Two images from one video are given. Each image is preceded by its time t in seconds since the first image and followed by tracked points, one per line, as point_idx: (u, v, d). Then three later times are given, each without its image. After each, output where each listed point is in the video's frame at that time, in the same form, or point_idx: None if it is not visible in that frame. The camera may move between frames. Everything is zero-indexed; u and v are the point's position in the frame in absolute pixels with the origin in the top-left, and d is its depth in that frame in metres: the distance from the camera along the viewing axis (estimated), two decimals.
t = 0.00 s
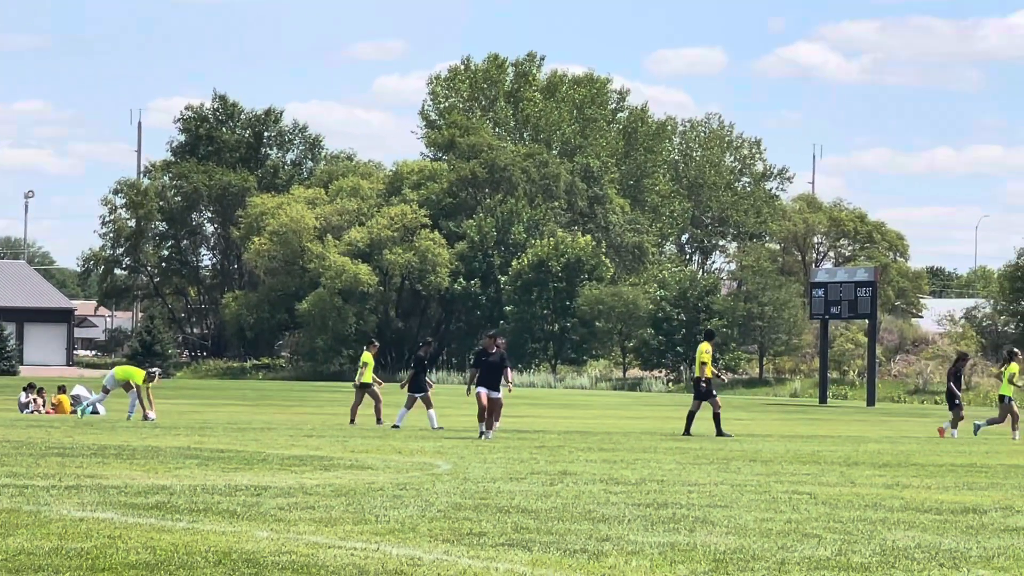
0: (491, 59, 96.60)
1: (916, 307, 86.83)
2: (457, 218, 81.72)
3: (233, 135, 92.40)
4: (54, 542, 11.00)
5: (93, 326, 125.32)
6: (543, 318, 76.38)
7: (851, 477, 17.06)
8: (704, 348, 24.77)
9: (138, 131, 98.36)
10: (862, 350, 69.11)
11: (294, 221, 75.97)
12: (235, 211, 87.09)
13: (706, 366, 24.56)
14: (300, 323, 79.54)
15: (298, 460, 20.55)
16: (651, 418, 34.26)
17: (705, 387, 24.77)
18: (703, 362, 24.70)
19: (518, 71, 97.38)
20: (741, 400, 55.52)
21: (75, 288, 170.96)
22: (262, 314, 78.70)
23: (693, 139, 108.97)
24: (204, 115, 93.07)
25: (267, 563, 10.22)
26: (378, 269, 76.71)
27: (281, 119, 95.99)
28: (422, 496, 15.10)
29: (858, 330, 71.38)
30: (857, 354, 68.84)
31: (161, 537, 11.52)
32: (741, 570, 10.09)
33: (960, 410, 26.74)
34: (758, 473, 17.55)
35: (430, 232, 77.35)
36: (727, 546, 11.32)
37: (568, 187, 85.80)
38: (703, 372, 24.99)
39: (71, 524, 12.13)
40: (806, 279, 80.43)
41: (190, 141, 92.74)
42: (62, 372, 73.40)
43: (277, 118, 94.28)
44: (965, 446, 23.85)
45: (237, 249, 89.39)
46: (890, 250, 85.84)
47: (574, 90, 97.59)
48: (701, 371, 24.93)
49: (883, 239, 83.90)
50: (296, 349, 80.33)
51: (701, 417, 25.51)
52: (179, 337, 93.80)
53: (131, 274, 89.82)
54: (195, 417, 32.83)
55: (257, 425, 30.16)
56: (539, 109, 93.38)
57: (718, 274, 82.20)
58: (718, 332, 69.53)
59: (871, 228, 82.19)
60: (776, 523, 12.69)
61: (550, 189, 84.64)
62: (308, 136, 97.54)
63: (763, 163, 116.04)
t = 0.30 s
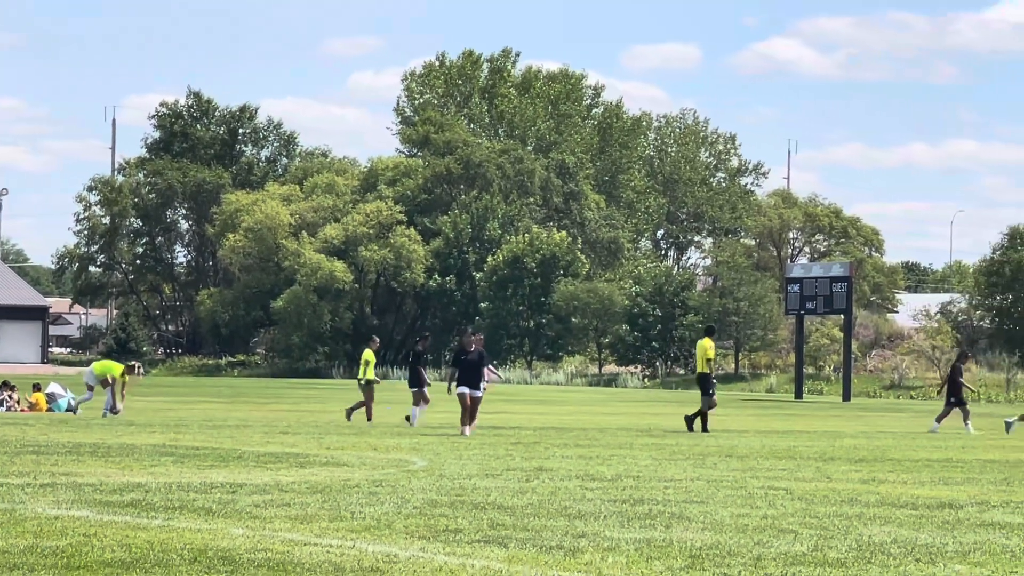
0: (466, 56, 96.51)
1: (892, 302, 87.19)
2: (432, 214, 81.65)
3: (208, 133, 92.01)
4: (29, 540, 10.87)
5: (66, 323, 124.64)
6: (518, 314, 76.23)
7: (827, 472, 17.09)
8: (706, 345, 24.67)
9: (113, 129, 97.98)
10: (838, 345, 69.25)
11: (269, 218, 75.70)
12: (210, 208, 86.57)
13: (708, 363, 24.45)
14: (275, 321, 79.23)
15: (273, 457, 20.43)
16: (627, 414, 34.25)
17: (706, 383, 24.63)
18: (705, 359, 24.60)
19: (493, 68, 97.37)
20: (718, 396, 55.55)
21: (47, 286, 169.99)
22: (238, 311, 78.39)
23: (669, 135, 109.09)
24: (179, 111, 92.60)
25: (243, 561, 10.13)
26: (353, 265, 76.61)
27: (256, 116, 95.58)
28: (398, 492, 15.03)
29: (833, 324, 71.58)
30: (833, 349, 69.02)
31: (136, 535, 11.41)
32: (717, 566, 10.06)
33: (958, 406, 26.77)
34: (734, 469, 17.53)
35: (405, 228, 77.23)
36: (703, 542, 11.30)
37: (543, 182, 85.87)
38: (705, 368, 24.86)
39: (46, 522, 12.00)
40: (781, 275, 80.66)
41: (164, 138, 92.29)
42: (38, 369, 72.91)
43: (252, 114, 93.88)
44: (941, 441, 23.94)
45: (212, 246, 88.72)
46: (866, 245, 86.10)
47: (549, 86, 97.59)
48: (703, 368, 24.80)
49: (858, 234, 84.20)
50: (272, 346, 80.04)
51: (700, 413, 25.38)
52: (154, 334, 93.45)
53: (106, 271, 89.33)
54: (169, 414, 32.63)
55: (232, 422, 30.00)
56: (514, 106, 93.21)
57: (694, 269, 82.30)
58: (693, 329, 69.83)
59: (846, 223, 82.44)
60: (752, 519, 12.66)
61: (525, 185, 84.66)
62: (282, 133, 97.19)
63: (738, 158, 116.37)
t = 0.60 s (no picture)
0: (448, 52, 96.44)
1: (875, 296, 87.45)
2: (416, 210, 81.53)
3: (191, 129, 91.67)
4: (13, 538, 10.80)
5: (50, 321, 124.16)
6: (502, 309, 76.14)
7: (811, 467, 17.11)
8: (717, 340, 24.51)
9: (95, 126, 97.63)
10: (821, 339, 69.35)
11: (252, 215, 75.50)
12: (193, 205, 86.23)
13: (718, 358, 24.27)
14: (258, 317, 79.01)
15: (256, 454, 20.36)
16: (612, 409, 34.26)
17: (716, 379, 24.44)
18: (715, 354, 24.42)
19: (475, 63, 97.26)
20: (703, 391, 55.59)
21: (31, 284, 169.35)
22: (221, 308, 78.11)
23: (652, 129, 109.19)
24: (162, 108, 92.25)
25: (229, 558, 10.07)
26: (337, 261, 76.51)
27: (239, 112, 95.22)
28: (383, 489, 14.99)
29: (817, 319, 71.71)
30: (816, 344, 69.10)
31: (122, 532, 11.36)
32: (701, 561, 10.05)
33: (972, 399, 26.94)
34: (718, 464, 17.52)
35: (389, 225, 77.10)
36: (688, 536, 11.29)
37: (526, 178, 85.85)
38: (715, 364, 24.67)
39: (31, 520, 11.94)
40: (765, 270, 80.81)
41: (148, 134, 91.96)
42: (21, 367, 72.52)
43: (235, 111, 93.53)
44: (926, 435, 24.00)
45: (195, 243, 88.29)
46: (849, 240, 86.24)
47: (531, 82, 97.49)
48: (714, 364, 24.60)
49: (842, 228, 84.38)
50: (255, 343, 79.83)
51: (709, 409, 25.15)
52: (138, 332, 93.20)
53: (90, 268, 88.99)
54: (152, 411, 32.52)
55: (217, 419, 29.92)
56: (496, 102, 93.12)
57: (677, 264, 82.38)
58: (678, 323, 69.78)
59: (829, 217, 82.58)
60: (737, 514, 12.66)
61: (508, 180, 84.64)
62: (265, 130, 96.91)
63: (721, 153, 116.50)
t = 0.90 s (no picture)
0: (439, 45, 96.48)
1: (867, 288, 87.54)
2: (407, 204, 81.51)
3: (181, 124, 91.47)
4: (6, 534, 10.78)
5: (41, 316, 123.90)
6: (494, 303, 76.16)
7: (803, 459, 17.11)
8: (730, 332, 24.53)
9: (87, 121, 97.38)
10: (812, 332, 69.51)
11: (243, 210, 75.39)
12: (185, 200, 86.12)
13: (733, 351, 24.29)
14: (250, 312, 78.83)
15: (248, 449, 20.30)
16: (604, 402, 34.27)
17: (732, 372, 24.44)
18: (729, 347, 24.44)
19: (466, 57, 97.24)
20: (695, 383, 55.67)
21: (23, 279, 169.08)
22: (213, 302, 77.83)
23: (643, 122, 109.31)
24: (153, 103, 92.07)
25: (223, 553, 10.07)
26: (328, 256, 76.51)
27: (230, 108, 95.07)
28: (374, 483, 14.96)
29: (809, 311, 71.91)
30: (808, 336, 69.24)
31: (114, 527, 11.32)
32: (693, 553, 10.06)
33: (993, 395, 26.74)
34: (710, 457, 17.52)
35: (380, 219, 77.04)
36: (681, 529, 11.30)
37: (517, 171, 85.91)
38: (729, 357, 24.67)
39: (23, 516, 11.91)
40: (756, 263, 81.00)
41: (139, 129, 91.81)
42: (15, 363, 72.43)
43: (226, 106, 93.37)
44: (918, 426, 24.04)
45: (187, 238, 88.27)
46: (840, 232, 86.33)
47: (522, 75, 97.46)
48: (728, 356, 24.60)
49: (833, 220, 84.53)
50: (247, 337, 79.69)
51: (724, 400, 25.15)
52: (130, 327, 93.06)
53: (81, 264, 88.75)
54: (145, 407, 32.44)
55: (208, 414, 29.84)
56: (487, 95, 93.17)
57: (669, 257, 82.43)
58: (669, 316, 69.81)
59: (821, 210, 82.69)
60: (730, 506, 12.66)
61: (499, 174, 84.70)
62: (256, 125, 96.85)
63: (712, 145, 116.62)
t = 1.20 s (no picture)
0: (438, 37, 96.36)
1: (868, 278, 87.53)
2: (407, 197, 81.49)
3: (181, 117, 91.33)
4: (8, 527, 10.79)
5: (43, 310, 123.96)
6: (494, 295, 76.13)
7: (806, 449, 17.11)
8: (754, 323, 24.49)
9: (87, 115, 97.40)
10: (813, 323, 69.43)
11: (243, 203, 75.33)
12: (184, 193, 86.02)
13: (755, 343, 24.23)
14: (250, 305, 78.80)
15: (250, 441, 20.31)
16: (605, 393, 34.29)
17: (754, 363, 24.36)
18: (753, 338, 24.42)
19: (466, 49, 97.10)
20: (696, 374, 55.64)
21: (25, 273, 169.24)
22: (213, 295, 77.78)
23: (642, 114, 109.20)
24: (152, 96, 91.87)
25: (224, 545, 10.08)
26: (328, 249, 76.50)
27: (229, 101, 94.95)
28: (377, 475, 14.96)
29: (810, 302, 71.86)
30: (808, 327, 69.19)
31: (116, 520, 11.34)
32: (695, 544, 10.07)
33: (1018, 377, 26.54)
34: (711, 447, 17.52)
35: (380, 212, 76.99)
36: (682, 520, 11.31)
37: (517, 163, 85.87)
38: (752, 349, 24.60)
39: (25, 509, 11.94)
40: (757, 254, 80.96)
41: (139, 123, 91.66)
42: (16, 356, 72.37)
43: (225, 99, 93.19)
44: (920, 417, 24.04)
45: (187, 231, 88.20)
46: (841, 222, 86.24)
47: (522, 67, 97.38)
48: (750, 348, 24.54)
49: (834, 211, 84.37)
50: (247, 330, 79.66)
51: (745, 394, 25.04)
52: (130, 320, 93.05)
53: (82, 257, 88.69)
54: (148, 400, 32.43)
55: (210, 407, 29.87)
56: (487, 87, 93.11)
57: (669, 247, 82.43)
58: (670, 307, 69.78)
59: (821, 200, 82.54)
60: (731, 496, 12.67)
61: (500, 166, 84.67)
62: (256, 117, 96.78)
63: (712, 136, 116.56)
